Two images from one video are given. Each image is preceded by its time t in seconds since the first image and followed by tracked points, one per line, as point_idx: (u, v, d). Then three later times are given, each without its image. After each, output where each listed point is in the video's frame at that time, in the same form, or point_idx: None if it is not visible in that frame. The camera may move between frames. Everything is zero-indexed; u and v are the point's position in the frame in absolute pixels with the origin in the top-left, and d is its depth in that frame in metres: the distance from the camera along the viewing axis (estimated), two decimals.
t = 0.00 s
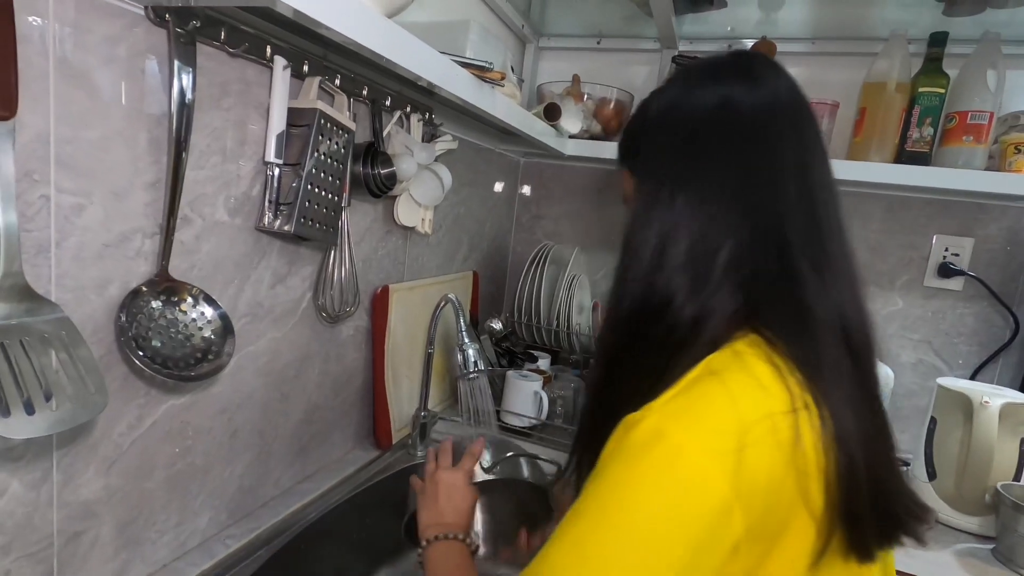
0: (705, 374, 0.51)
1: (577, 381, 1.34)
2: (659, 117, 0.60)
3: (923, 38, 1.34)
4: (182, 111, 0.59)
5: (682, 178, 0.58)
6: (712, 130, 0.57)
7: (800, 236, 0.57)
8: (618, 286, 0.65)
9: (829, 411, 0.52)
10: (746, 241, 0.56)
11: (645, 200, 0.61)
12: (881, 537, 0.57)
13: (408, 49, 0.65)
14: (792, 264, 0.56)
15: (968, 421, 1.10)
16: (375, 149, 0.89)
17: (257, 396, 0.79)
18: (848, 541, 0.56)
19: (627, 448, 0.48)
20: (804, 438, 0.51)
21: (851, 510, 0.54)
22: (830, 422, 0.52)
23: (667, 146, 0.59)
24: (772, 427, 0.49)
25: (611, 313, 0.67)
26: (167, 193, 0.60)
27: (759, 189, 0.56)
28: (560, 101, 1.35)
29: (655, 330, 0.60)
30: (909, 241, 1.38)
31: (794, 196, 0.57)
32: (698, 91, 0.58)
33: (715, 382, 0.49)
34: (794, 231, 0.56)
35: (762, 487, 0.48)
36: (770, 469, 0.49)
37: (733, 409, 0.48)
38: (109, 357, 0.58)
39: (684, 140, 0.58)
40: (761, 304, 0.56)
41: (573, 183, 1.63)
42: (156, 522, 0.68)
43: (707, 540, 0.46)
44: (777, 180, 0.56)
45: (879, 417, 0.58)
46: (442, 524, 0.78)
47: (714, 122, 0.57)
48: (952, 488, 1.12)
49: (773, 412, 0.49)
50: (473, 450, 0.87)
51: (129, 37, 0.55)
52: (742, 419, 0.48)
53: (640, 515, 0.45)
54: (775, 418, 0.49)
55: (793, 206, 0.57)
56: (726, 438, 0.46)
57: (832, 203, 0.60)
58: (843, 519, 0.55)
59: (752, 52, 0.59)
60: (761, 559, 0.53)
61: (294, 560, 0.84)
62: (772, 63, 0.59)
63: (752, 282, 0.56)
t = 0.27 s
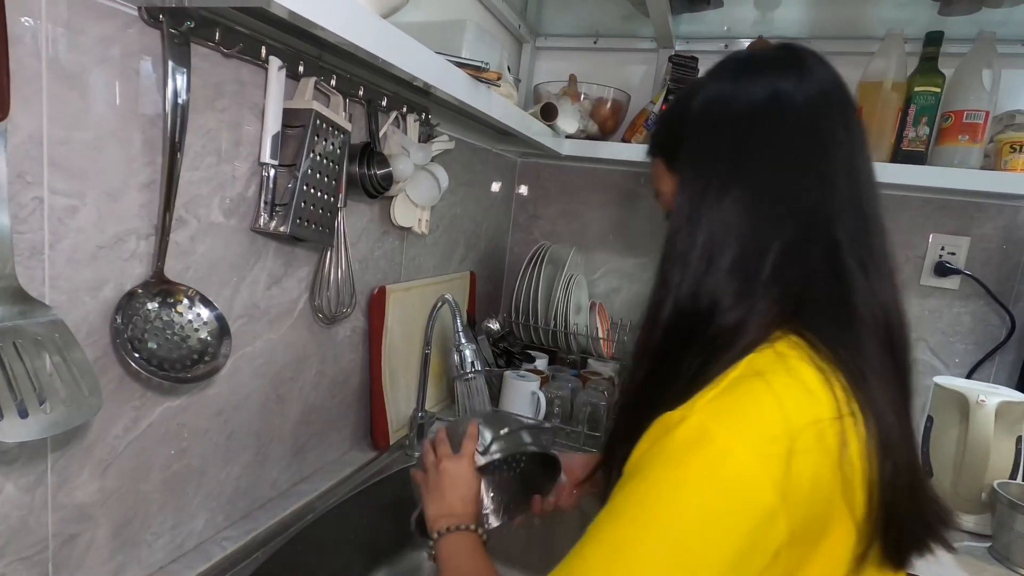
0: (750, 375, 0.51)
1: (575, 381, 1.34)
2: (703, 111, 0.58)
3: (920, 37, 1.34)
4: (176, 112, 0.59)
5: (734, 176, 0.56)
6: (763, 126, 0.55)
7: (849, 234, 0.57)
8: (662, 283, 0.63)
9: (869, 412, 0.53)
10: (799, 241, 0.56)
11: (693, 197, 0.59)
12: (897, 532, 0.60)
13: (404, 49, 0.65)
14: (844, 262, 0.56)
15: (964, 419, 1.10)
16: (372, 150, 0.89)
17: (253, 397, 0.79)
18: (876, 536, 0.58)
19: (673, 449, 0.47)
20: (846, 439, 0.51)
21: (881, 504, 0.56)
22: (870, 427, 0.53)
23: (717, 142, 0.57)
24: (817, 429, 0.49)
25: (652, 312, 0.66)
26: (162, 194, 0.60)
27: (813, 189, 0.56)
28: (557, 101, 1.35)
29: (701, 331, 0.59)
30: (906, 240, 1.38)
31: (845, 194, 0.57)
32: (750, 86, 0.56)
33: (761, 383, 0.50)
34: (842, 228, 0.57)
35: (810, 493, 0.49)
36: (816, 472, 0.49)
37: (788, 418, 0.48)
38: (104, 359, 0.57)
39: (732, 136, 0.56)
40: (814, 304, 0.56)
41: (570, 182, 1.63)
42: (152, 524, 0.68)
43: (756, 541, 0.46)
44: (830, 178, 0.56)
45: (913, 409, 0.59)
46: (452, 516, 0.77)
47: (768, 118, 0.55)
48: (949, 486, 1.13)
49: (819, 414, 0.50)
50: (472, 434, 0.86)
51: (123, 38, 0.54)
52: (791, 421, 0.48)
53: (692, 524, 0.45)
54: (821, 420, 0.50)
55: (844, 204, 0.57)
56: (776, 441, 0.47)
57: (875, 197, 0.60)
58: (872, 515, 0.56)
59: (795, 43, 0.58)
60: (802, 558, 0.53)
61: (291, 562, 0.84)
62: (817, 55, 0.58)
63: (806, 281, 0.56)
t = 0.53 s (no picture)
0: (786, 380, 0.52)
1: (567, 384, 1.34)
2: (743, 112, 0.60)
3: (908, 44, 1.36)
4: (166, 114, 0.58)
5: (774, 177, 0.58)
6: (803, 130, 0.58)
7: (876, 238, 0.60)
8: (694, 285, 0.64)
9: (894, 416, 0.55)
10: (833, 242, 0.59)
11: (731, 197, 0.60)
12: (911, 533, 0.62)
13: (397, 53, 0.65)
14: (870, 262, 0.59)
15: (953, 422, 1.11)
16: (364, 152, 0.89)
17: (243, 401, 0.79)
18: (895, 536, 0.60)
19: (714, 455, 0.48)
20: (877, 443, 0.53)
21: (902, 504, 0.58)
22: (894, 429, 0.55)
23: (757, 144, 0.59)
24: (853, 434, 0.50)
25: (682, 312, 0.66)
26: (151, 197, 0.59)
27: (846, 192, 0.59)
28: (550, 104, 1.35)
29: (735, 331, 0.60)
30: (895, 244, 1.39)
31: (874, 198, 0.60)
32: (789, 90, 0.58)
33: (799, 389, 0.51)
34: (870, 232, 0.60)
35: (845, 498, 0.50)
36: (851, 475, 0.50)
37: (832, 432, 0.48)
38: (92, 363, 0.57)
39: (773, 138, 0.58)
40: (845, 300, 0.59)
41: (564, 185, 1.63)
42: (141, 529, 0.67)
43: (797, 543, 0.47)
44: (861, 182, 0.59)
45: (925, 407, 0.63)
46: (452, 532, 0.76)
47: (807, 123, 0.58)
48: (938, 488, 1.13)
49: (854, 419, 0.51)
50: (449, 445, 0.82)
51: (113, 40, 0.54)
52: (829, 427, 0.49)
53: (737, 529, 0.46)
54: (856, 426, 0.51)
55: (873, 207, 0.60)
56: (817, 445, 0.48)
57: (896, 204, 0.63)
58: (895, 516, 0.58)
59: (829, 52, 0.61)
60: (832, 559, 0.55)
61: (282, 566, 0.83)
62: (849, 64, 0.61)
63: (838, 280, 0.58)
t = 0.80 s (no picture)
0: (795, 380, 0.53)
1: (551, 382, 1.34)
2: (746, 107, 0.60)
3: (889, 43, 1.37)
4: (137, 107, 0.57)
5: (780, 174, 0.59)
6: (806, 128, 0.59)
7: (867, 233, 0.63)
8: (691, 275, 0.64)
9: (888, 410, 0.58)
10: (834, 239, 0.61)
11: (734, 193, 0.61)
12: (900, 519, 0.65)
13: (377, 46, 0.64)
14: (863, 261, 0.62)
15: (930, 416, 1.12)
16: (345, 148, 0.87)
17: (221, 401, 0.77)
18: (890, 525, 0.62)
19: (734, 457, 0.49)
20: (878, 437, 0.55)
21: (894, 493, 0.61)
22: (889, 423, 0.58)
23: (766, 138, 0.59)
24: (861, 431, 0.52)
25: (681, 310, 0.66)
26: (122, 192, 0.58)
27: (845, 192, 0.61)
28: (534, 100, 1.34)
29: (737, 327, 0.61)
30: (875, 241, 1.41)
31: (865, 195, 0.62)
32: (793, 87, 0.59)
33: (809, 388, 0.52)
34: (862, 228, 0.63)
35: (854, 492, 0.52)
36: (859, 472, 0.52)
37: (845, 427, 0.50)
38: (61, 363, 0.55)
39: (778, 135, 0.59)
40: (840, 296, 0.61)
41: (549, 182, 1.63)
42: (114, 532, 0.66)
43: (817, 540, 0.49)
44: (856, 180, 0.61)
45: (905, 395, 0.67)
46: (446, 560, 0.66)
47: (811, 121, 0.59)
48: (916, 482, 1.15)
49: (860, 416, 0.53)
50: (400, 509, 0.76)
51: (81, 30, 0.52)
52: (840, 424, 0.50)
53: (764, 524, 0.46)
54: (862, 422, 0.53)
55: (865, 204, 0.62)
56: (832, 443, 0.49)
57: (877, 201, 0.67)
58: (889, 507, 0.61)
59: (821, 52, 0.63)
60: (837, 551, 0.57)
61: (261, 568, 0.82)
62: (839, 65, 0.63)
63: (835, 275, 0.61)
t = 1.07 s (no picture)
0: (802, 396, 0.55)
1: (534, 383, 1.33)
2: (734, 112, 0.60)
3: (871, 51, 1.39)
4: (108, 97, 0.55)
5: (774, 179, 0.59)
6: (794, 130, 0.60)
7: (851, 231, 0.65)
8: (681, 278, 0.63)
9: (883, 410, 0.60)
10: (824, 243, 0.62)
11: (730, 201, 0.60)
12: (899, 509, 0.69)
13: (359, 41, 0.63)
14: (849, 259, 0.64)
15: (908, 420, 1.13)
16: (327, 144, 0.86)
17: (195, 402, 0.75)
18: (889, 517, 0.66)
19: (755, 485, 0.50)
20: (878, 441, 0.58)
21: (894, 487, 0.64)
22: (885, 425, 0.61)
23: (755, 140, 0.59)
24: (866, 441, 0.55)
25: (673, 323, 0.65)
26: (91, 186, 0.56)
27: (831, 193, 0.62)
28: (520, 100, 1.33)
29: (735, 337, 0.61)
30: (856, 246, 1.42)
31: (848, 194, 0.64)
32: (776, 88, 0.60)
33: (816, 406, 0.54)
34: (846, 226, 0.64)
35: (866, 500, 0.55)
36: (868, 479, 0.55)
37: (849, 438, 0.53)
38: (23, 364, 0.53)
39: (769, 140, 0.59)
40: (828, 294, 0.63)
41: (534, 182, 1.62)
42: (79, 538, 0.64)
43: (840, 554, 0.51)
44: (841, 180, 0.63)
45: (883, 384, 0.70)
46: None
47: (798, 124, 0.60)
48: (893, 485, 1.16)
49: (864, 427, 0.55)
50: None
51: (48, 16, 0.50)
52: (847, 439, 0.53)
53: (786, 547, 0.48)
54: (866, 432, 0.55)
55: (848, 203, 0.64)
56: (841, 458, 0.51)
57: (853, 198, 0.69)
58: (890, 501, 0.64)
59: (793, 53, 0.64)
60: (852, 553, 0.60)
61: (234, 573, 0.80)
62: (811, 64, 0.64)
63: (827, 277, 0.62)
